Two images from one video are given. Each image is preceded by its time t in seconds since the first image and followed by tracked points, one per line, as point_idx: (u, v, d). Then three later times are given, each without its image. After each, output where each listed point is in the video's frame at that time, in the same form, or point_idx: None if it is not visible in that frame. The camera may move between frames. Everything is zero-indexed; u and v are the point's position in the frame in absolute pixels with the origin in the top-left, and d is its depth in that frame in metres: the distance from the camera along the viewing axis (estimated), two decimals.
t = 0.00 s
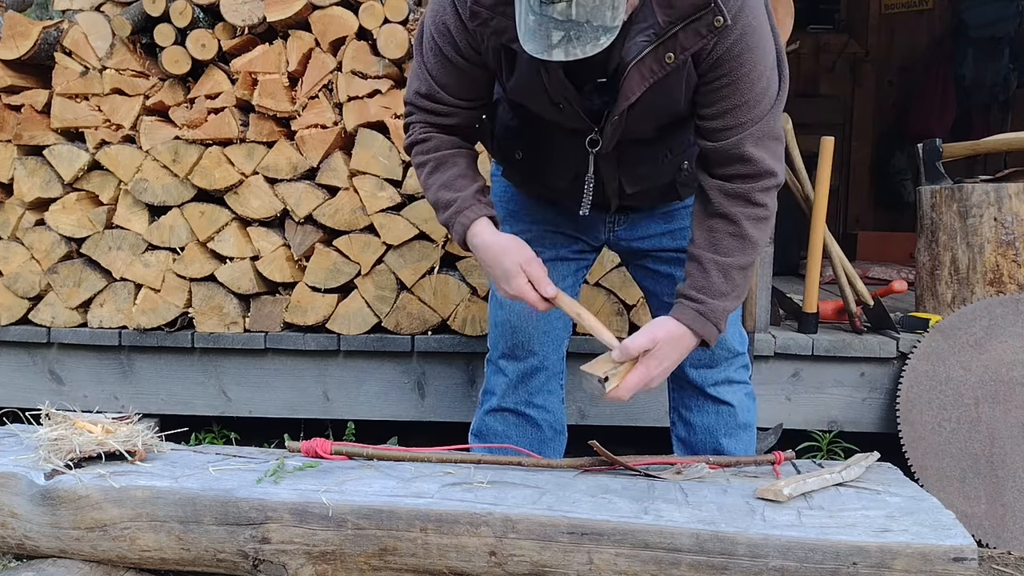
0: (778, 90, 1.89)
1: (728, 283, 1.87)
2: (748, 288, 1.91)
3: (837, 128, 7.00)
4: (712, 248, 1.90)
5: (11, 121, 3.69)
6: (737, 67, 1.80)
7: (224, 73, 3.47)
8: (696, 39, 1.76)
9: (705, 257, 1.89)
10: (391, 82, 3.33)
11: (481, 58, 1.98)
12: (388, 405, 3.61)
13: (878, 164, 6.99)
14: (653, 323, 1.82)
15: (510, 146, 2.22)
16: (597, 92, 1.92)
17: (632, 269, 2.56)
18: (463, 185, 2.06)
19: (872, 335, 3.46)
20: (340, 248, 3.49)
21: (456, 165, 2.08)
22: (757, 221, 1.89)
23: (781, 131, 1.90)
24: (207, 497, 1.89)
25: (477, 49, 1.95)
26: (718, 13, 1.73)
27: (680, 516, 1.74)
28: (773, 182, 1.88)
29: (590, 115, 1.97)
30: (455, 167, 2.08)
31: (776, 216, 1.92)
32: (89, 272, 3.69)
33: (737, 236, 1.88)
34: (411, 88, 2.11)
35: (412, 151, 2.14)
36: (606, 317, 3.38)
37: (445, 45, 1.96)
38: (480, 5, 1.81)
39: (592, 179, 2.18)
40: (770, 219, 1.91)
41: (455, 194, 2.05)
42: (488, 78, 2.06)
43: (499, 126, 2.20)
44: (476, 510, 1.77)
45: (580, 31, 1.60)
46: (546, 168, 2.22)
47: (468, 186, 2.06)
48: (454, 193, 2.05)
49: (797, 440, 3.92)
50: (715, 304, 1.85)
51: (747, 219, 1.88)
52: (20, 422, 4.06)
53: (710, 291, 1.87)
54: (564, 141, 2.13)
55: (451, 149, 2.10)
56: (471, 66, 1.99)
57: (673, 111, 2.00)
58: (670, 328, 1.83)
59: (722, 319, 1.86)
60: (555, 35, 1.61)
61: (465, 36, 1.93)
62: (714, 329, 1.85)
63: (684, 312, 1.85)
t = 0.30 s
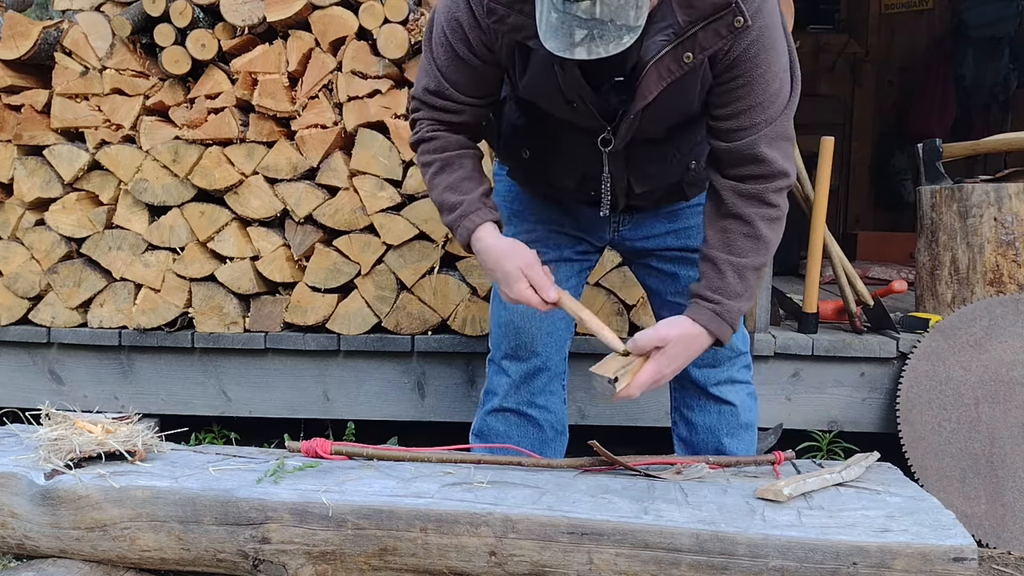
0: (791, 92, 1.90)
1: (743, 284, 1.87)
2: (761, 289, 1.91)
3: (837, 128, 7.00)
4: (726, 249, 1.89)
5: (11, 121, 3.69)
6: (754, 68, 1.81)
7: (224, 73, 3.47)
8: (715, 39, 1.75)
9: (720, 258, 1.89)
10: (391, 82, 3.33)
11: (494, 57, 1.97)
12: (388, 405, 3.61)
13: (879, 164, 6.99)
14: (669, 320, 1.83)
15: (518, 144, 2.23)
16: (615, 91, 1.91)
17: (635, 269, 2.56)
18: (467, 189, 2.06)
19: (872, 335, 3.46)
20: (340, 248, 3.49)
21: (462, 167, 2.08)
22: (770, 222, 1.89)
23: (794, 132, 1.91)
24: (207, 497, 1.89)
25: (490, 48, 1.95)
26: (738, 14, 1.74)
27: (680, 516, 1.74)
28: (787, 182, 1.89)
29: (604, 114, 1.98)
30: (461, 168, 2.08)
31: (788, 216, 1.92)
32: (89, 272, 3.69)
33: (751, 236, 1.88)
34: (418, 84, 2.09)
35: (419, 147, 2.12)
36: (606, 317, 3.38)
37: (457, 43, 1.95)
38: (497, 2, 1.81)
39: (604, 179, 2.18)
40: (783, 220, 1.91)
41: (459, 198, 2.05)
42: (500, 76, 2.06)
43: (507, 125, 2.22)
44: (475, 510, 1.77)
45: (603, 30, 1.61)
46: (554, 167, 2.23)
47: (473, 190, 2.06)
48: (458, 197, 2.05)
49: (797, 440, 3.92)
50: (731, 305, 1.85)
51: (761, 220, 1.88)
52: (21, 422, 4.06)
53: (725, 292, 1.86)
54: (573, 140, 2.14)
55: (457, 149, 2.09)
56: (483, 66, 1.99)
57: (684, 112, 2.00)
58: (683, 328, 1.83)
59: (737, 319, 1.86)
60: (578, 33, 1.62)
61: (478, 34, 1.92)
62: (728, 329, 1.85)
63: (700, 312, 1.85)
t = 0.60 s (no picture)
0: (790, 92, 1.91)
1: (748, 288, 1.88)
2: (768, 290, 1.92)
3: (837, 128, 7.01)
4: (729, 253, 1.91)
5: (11, 121, 3.69)
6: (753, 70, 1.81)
7: (224, 73, 3.47)
8: (713, 40, 1.76)
9: (723, 263, 1.90)
10: (391, 82, 3.33)
11: (495, 57, 1.96)
12: (388, 405, 3.61)
13: (879, 164, 6.99)
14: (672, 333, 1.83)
15: (519, 144, 2.25)
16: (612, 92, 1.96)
17: (636, 269, 2.56)
18: (493, 178, 2.05)
19: (872, 335, 3.46)
20: (340, 248, 3.49)
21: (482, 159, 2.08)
22: (773, 224, 1.90)
23: (794, 132, 1.92)
24: (207, 497, 1.89)
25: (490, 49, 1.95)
26: (735, 16, 1.74)
27: (680, 516, 1.74)
28: (788, 183, 1.90)
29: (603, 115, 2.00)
30: (482, 160, 2.08)
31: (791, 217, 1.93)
32: (89, 272, 3.69)
33: (754, 239, 1.89)
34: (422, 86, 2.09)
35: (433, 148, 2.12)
36: (606, 317, 3.38)
37: (458, 44, 1.95)
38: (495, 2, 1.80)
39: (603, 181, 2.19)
40: (785, 221, 1.92)
41: (486, 186, 2.03)
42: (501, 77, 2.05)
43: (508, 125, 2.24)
44: (476, 510, 1.77)
45: (580, 28, 1.59)
46: (555, 168, 2.23)
47: (499, 177, 2.06)
48: (486, 185, 2.04)
49: (797, 441, 3.93)
50: (736, 312, 1.86)
51: (764, 222, 1.89)
52: (20, 422, 4.06)
53: (731, 299, 1.87)
54: (571, 142, 2.15)
55: (474, 144, 2.09)
56: (484, 68, 1.99)
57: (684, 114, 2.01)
58: (691, 340, 1.82)
59: (744, 326, 1.87)
60: (555, 29, 1.60)
61: (477, 35, 1.92)
62: (736, 336, 1.85)
63: (706, 322, 1.85)
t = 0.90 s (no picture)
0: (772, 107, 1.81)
1: (744, 311, 1.77)
2: (767, 310, 1.80)
3: (837, 128, 7.00)
4: (716, 276, 1.82)
5: (11, 121, 3.69)
6: (726, 92, 1.74)
7: (224, 73, 3.47)
8: (683, 67, 1.73)
9: (710, 288, 1.81)
10: (391, 82, 3.33)
11: (476, 77, 1.93)
12: (388, 405, 3.61)
13: (879, 164, 6.99)
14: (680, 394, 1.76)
15: (510, 152, 2.25)
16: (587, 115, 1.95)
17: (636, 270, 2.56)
18: (473, 213, 2.13)
19: (872, 335, 3.46)
20: (340, 248, 3.49)
21: (465, 189, 2.13)
22: (755, 240, 1.79)
23: (776, 146, 1.82)
24: (207, 497, 1.89)
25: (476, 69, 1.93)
26: (704, 43, 1.69)
27: (680, 516, 1.74)
28: (769, 197, 1.79)
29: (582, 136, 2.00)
30: (465, 190, 2.14)
31: (777, 231, 1.80)
32: (90, 272, 3.69)
33: (737, 258, 1.79)
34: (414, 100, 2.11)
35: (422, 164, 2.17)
36: (606, 317, 3.38)
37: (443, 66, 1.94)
38: (470, 28, 1.80)
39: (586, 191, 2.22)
40: (769, 235, 1.80)
41: (465, 223, 2.12)
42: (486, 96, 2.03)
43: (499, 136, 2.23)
44: (476, 510, 1.77)
45: (550, 61, 1.57)
46: (544, 178, 2.24)
47: (478, 213, 2.13)
48: (465, 221, 2.12)
49: (797, 441, 3.93)
50: (734, 339, 1.76)
51: (743, 239, 1.79)
52: (20, 422, 4.06)
53: (726, 325, 1.77)
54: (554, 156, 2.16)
55: (459, 171, 2.13)
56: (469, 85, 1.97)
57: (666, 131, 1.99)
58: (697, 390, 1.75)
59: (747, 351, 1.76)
60: (525, 61, 1.58)
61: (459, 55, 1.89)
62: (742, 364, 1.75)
63: (703, 357, 1.76)
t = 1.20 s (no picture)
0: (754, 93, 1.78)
1: (730, 304, 1.78)
2: (757, 302, 1.81)
3: (837, 128, 7.00)
4: (704, 270, 1.82)
5: (11, 121, 3.69)
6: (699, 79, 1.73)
7: (224, 73, 3.47)
8: (648, 54, 1.74)
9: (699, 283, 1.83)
10: (391, 82, 3.33)
11: (453, 76, 1.99)
12: (388, 405, 3.61)
13: (878, 164, 6.99)
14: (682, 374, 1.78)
15: (499, 152, 2.31)
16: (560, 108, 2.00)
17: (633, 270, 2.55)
18: (451, 220, 2.25)
19: (872, 335, 3.46)
20: (340, 248, 3.49)
21: (445, 196, 2.25)
22: (740, 233, 1.78)
23: (761, 134, 1.78)
24: (207, 497, 1.89)
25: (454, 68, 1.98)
26: (666, 30, 1.69)
27: (680, 516, 1.74)
28: (755, 190, 1.78)
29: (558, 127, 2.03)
30: (445, 197, 2.25)
31: (764, 222, 1.79)
32: (90, 272, 3.69)
33: (724, 252, 1.79)
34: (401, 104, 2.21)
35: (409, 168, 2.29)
36: (606, 317, 3.38)
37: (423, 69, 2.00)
38: (441, 27, 1.87)
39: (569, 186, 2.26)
40: (757, 227, 1.78)
41: (444, 228, 2.25)
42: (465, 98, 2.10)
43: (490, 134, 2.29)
44: (476, 510, 1.77)
45: (519, 55, 1.59)
46: (532, 176, 2.29)
47: (456, 221, 2.25)
48: (443, 227, 2.25)
49: (797, 440, 3.93)
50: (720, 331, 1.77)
51: (727, 232, 1.79)
52: (20, 422, 4.07)
53: (712, 317, 1.79)
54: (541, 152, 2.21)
55: (441, 178, 2.24)
56: (449, 87, 2.03)
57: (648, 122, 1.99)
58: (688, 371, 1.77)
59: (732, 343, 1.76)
60: (495, 57, 1.61)
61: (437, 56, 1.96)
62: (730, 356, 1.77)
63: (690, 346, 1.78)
